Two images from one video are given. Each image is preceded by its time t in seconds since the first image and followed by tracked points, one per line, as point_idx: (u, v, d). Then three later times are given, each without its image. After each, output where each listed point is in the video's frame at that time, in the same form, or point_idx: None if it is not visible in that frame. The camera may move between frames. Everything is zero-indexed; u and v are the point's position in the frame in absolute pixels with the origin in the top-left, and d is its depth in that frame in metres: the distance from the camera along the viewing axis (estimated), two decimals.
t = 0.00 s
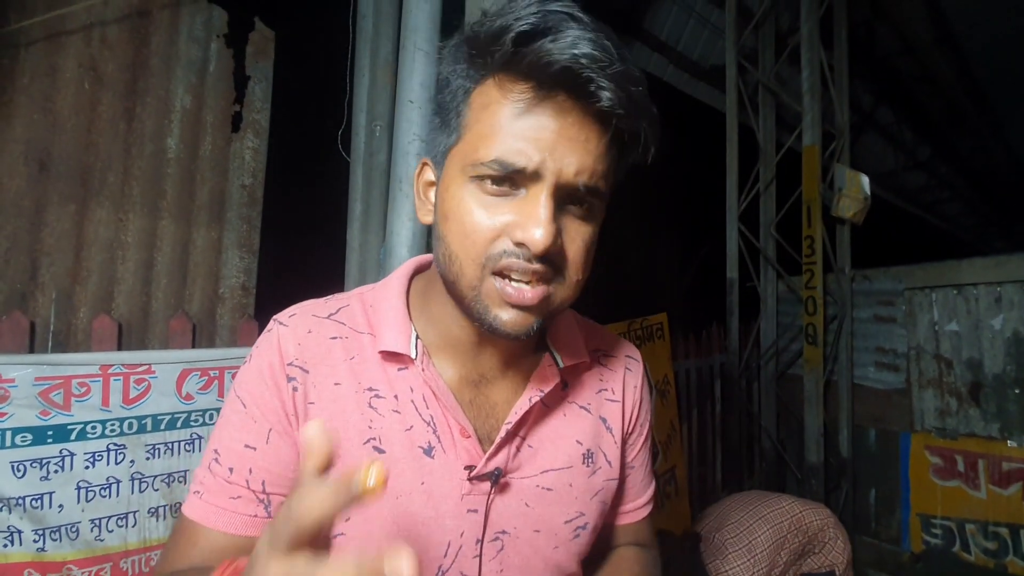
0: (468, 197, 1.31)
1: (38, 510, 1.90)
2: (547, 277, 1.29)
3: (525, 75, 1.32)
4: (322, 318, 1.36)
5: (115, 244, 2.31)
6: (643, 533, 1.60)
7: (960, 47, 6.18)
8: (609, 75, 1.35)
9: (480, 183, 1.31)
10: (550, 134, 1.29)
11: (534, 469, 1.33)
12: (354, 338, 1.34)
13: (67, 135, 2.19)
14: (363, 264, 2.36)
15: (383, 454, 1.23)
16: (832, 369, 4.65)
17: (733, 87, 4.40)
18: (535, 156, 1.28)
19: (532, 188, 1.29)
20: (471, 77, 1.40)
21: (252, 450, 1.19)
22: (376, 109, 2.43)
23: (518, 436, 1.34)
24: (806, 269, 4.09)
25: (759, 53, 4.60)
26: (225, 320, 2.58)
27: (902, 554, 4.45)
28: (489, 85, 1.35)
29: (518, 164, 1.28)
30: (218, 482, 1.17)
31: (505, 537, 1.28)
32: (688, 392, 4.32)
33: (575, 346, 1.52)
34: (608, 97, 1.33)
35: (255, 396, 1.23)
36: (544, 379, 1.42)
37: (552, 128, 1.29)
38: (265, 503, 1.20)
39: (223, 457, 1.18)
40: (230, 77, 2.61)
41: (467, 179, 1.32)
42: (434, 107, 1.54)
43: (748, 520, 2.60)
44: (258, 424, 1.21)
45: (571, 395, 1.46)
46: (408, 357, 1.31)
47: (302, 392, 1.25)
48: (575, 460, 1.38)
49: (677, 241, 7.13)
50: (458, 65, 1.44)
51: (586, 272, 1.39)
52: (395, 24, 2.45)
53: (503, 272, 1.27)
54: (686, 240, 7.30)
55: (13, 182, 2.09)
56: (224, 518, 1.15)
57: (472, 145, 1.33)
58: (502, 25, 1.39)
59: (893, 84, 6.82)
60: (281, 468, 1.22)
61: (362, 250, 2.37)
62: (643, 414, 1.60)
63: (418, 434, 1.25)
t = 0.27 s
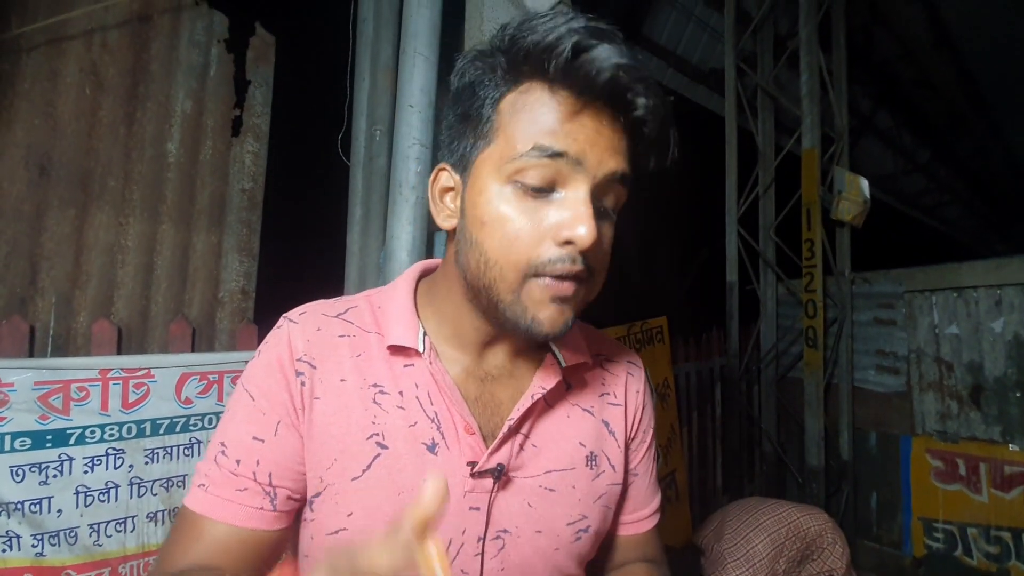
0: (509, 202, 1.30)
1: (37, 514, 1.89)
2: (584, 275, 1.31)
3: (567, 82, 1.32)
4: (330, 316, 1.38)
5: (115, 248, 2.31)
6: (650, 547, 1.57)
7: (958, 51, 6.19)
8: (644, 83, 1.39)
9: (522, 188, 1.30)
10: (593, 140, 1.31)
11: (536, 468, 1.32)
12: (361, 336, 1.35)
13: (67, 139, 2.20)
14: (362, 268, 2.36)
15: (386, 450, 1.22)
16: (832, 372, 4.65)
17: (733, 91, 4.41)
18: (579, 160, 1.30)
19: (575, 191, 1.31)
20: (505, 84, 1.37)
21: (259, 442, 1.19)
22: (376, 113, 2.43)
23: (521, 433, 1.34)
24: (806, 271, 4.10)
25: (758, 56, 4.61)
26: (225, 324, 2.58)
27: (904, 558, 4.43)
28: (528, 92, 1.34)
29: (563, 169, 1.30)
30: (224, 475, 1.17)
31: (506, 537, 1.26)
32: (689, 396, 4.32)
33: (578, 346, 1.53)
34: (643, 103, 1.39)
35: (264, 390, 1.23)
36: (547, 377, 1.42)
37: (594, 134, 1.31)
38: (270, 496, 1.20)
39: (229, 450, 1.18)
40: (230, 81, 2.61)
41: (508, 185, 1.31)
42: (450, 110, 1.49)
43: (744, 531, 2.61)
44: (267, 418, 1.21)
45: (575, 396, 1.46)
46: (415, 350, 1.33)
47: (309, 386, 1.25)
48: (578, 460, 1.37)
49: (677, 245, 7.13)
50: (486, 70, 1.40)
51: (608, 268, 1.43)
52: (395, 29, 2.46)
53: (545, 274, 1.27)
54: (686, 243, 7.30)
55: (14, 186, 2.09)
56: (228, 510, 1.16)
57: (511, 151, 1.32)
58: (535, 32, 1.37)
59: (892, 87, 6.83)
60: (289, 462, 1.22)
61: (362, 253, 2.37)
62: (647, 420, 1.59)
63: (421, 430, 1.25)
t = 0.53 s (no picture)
0: (488, 175, 1.34)
1: (33, 519, 1.88)
2: (564, 242, 1.31)
3: (537, 66, 1.42)
4: (342, 311, 1.39)
5: (113, 251, 2.31)
6: (652, 555, 1.56)
7: (957, 55, 6.21)
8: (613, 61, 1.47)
9: (500, 161, 1.35)
10: (565, 112, 1.37)
11: (541, 467, 1.31)
12: (371, 330, 1.35)
13: (66, 143, 2.20)
14: (360, 271, 2.36)
15: (392, 441, 1.22)
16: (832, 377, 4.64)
17: (731, 95, 4.42)
18: (552, 129, 1.35)
19: (551, 160, 1.34)
20: (485, 78, 1.47)
21: (269, 425, 1.18)
22: (375, 116, 2.43)
23: (526, 430, 1.33)
24: (806, 275, 4.09)
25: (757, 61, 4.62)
26: (223, 327, 2.58)
27: (905, 564, 4.40)
28: (503, 79, 1.44)
29: (537, 138, 1.34)
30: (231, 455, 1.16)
31: (508, 536, 1.24)
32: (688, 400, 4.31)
33: (581, 348, 1.53)
34: (613, 77, 1.45)
35: (276, 374, 1.23)
36: (551, 377, 1.42)
37: (565, 107, 1.38)
38: (276, 478, 1.18)
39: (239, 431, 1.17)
40: (230, 85, 2.62)
41: (486, 160, 1.36)
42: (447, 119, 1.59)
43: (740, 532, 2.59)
44: (277, 403, 1.21)
45: (579, 397, 1.45)
46: (424, 344, 1.33)
47: (319, 375, 1.25)
48: (582, 461, 1.36)
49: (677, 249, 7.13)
50: (470, 70, 1.51)
51: (598, 245, 1.42)
52: (394, 32, 2.47)
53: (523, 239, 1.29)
54: (686, 247, 7.30)
55: (13, 190, 2.09)
56: (235, 485, 1.13)
57: (490, 132, 1.39)
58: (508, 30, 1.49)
59: (890, 91, 6.85)
60: (297, 447, 1.21)
61: (361, 256, 2.37)
62: (651, 428, 1.58)
63: (427, 424, 1.25)
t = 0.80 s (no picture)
0: (489, 194, 1.34)
1: (28, 523, 1.87)
2: (561, 265, 1.32)
3: (544, 87, 1.38)
4: (343, 317, 1.38)
5: (110, 255, 2.30)
6: (647, 553, 1.55)
7: (954, 60, 6.23)
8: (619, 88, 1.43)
9: (501, 181, 1.34)
10: (568, 137, 1.35)
11: (543, 467, 1.31)
12: (372, 335, 1.35)
13: (63, 146, 2.19)
14: (358, 274, 2.36)
15: (394, 445, 1.21)
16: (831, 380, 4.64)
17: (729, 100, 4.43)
18: (553, 155, 1.33)
19: (551, 184, 1.33)
20: (493, 92, 1.44)
21: (272, 434, 1.18)
22: (373, 120, 2.43)
23: (528, 430, 1.33)
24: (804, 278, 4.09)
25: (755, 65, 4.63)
26: (221, 331, 2.57)
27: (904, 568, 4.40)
28: (510, 97, 1.41)
29: (539, 162, 1.33)
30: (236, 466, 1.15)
31: (513, 535, 1.24)
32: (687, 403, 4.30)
33: (581, 349, 1.54)
34: (616, 107, 1.41)
35: (278, 383, 1.22)
36: (552, 378, 1.42)
37: (569, 132, 1.35)
38: (281, 487, 1.18)
39: (243, 441, 1.16)
40: (228, 89, 2.62)
41: (489, 178, 1.36)
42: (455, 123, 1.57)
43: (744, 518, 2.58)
44: (280, 411, 1.20)
45: (580, 397, 1.45)
46: (424, 348, 1.33)
47: (322, 381, 1.25)
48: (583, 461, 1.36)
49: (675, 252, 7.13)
50: (480, 81, 1.48)
51: (593, 266, 1.43)
52: (392, 36, 2.47)
53: (519, 260, 1.30)
54: (685, 251, 7.31)
55: (10, 193, 2.08)
56: (241, 497, 1.13)
57: (494, 150, 1.38)
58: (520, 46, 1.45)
59: (888, 96, 6.87)
60: (301, 456, 1.21)
61: (359, 259, 2.37)
62: (650, 426, 1.57)
63: (430, 426, 1.24)
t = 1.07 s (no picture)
0: (501, 215, 1.31)
1: (25, 527, 1.86)
2: (570, 290, 1.32)
3: (566, 113, 1.31)
4: (348, 318, 1.39)
5: (108, 258, 2.30)
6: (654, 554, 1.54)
7: (950, 64, 6.26)
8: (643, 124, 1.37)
9: (514, 204, 1.31)
10: (586, 167, 1.30)
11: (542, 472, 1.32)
12: (377, 337, 1.35)
13: (62, 150, 2.20)
14: (355, 278, 2.36)
15: (398, 447, 1.21)
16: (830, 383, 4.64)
17: (727, 103, 4.44)
18: (570, 184, 1.29)
19: (565, 211, 1.31)
20: (509, 108, 1.37)
21: (284, 426, 1.16)
22: (371, 124, 2.44)
23: (527, 435, 1.34)
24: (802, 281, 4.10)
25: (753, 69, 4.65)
26: (218, 334, 2.57)
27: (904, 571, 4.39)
28: (528, 117, 1.34)
29: (554, 190, 1.29)
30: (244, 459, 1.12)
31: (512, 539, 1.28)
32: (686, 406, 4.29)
33: (582, 353, 1.54)
34: (637, 144, 1.36)
35: (289, 377, 1.21)
36: (553, 381, 1.43)
37: (587, 162, 1.30)
38: (292, 479, 1.16)
39: (252, 433, 1.13)
40: (227, 93, 2.62)
41: (502, 198, 1.32)
42: (464, 125, 1.51)
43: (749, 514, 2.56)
44: (291, 406, 1.18)
45: (580, 401, 1.45)
46: (426, 352, 1.33)
47: (330, 379, 1.25)
48: (582, 465, 1.37)
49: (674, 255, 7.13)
50: (496, 91, 1.41)
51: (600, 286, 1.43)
52: (390, 41, 2.48)
53: (530, 283, 1.29)
54: (683, 254, 7.30)
55: (9, 196, 2.08)
56: (251, 487, 1.10)
57: (508, 169, 1.33)
58: (542, 64, 1.37)
59: (885, 99, 6.89)
60: (311, 451, 1.19)
61: (357, 261, 2.37)
62: (650, 428, 1.58)
63: (431, 430, 1.24)
